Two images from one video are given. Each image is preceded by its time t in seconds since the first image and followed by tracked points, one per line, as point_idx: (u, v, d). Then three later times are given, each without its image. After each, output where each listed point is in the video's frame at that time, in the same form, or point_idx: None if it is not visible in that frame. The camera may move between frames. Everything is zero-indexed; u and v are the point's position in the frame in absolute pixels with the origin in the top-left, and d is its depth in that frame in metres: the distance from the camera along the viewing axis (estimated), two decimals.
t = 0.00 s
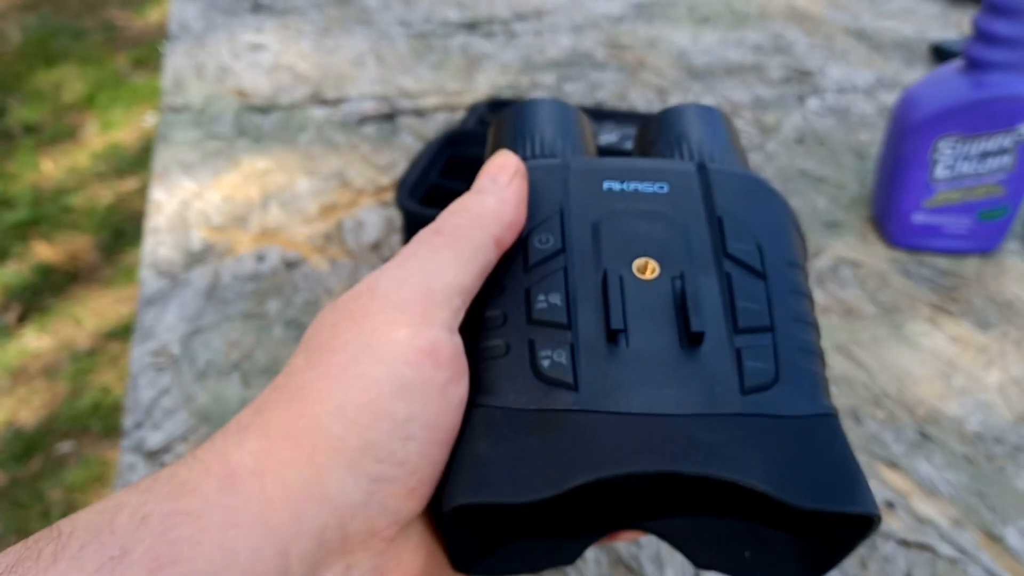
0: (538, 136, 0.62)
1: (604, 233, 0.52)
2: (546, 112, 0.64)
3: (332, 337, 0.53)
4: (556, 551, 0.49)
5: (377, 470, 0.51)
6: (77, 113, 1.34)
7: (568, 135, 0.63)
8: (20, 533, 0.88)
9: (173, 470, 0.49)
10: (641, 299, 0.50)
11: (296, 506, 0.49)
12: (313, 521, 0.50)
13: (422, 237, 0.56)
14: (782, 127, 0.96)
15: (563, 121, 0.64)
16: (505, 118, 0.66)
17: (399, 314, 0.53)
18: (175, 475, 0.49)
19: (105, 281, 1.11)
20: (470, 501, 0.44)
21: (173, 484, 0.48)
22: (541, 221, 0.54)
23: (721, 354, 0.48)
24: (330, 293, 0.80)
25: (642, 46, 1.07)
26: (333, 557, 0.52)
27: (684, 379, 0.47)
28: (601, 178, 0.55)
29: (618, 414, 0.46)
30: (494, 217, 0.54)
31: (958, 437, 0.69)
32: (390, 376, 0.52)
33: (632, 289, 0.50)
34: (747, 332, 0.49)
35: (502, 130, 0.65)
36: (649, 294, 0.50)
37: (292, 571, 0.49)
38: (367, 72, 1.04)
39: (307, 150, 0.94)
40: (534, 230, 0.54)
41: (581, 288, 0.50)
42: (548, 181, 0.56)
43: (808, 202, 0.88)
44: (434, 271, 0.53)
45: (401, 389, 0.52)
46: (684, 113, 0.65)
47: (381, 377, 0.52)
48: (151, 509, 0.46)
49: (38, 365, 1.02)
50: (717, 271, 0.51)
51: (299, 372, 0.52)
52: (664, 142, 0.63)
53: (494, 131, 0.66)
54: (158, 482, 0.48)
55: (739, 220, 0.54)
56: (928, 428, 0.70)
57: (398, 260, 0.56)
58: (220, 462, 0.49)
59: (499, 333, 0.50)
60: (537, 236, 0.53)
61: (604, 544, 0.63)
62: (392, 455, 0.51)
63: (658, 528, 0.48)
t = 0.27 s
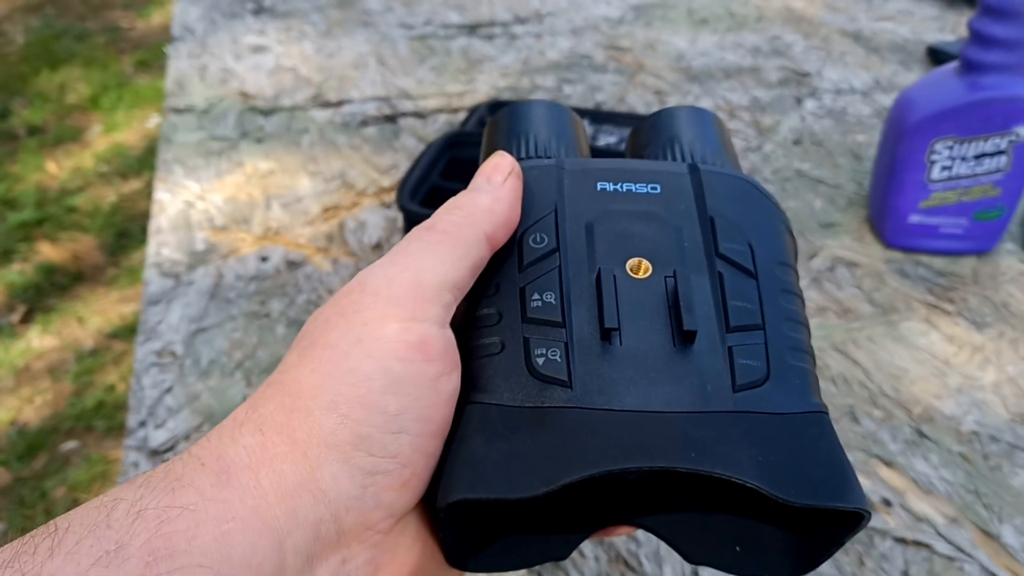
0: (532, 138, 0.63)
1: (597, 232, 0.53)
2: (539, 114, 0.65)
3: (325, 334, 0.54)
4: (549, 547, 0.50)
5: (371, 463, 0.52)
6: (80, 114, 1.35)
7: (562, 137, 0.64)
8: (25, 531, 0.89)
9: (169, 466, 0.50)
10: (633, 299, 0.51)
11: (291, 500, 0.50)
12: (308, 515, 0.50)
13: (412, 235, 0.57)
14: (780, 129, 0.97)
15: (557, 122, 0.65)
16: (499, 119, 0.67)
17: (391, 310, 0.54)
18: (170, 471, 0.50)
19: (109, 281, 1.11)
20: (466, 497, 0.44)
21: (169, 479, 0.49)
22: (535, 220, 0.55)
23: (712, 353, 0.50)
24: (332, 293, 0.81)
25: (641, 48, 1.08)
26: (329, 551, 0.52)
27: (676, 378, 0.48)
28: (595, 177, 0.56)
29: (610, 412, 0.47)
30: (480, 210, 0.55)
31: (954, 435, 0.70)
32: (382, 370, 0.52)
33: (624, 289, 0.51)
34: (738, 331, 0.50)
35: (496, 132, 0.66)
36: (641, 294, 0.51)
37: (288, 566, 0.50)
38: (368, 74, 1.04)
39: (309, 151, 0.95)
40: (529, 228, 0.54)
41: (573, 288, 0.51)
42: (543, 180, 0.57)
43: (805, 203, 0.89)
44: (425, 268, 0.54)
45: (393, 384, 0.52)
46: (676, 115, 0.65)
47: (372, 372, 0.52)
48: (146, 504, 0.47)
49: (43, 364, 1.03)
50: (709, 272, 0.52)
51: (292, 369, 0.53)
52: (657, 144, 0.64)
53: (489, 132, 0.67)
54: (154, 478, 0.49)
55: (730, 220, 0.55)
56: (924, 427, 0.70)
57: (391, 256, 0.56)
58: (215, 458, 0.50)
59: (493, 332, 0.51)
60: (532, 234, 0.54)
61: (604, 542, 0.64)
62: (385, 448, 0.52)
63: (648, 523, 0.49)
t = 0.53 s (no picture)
0: (520, 124, 0.61)
1: (588, 233, 0.54)
2: (523, 98, 0.63)
3: (328, 324, 0.53)
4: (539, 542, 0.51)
5: (371, 455, 0.52)
6: (82, 115, 1.36)
7: (548, 124, 0.62)
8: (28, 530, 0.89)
9: (166, 455, 0.50)
10: (626, 301, 0.51)
11: (288, 491, 0.50)
12: (307, 504, 0.50)
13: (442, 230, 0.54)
14: (779, 129, 0.97)
15: (544, 109, 0.63)
16: (481, 99, 0.64)
17: (399, 306, 0.52)
18: (166, 461, 0.50)
19: (111, 281, 1.12)
20: (471, 512, 0.45)
21: (163, 469, 0.49)
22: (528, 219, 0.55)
23: (707, 360, 0.50)
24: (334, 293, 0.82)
25: (641, 49, 1.08)
26: (327, 539, 0.52)
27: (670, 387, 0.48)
28: (585, 174, 0.56)
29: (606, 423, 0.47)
30: (518, 225, 0.51)
31: (952, 434, 0.70)
32: (387, 366, 0.52)
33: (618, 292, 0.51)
34: (729, 337, 0.51)
35: (480, 113, 0.63)
36: (635, 297, 0.51)
37: (285, 556, 0.50)
38: (369, 74, 1.05)
39: (310, 152, 0.96)
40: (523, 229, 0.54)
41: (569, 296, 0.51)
42: (534, 175, 0.56)
43: (804, 204, 0.89)
44: (441, 270, 0.52)
45: (396, 378, 0.52)
46: (661, 98, 0.64)
47: (375, 366, 0.52)
48: (139, 496, 0.48)
49: (45, 364, 1.04)
50: (702, 275, 0.52)
51: (294, 358, 0.52)
52: (643, 130, 0.63)
53: (471, 112, 0.64)
54: (149, 468, 0.49)
55: (719, 217, 0.55)
56: (922, 426, 0.71)
57: (409, 249, 0.55)
58: (211, 448, 0.50)
59: (493, 340, 0.51)
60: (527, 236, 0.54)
61: (603, 540, 0.64)
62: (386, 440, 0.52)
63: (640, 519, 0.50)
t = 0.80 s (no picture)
0: (521, 144, 0.59)
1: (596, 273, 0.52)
2: (526, 116, 0.62)
3: (367, 326, 0.49)
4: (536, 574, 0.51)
5: (401, 461, 0.49)
6: (78, 113, 1.35)
7: (550, 145, 0.60)
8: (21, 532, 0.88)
9: (192, 452, 0.49)
10: (635, 348, 0.50)
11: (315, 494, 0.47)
12: (332, 506, 0.48)
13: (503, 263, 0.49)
14: (781, 128, 0.96)
15: (545, 128, 0.61)
16: (481, 117, 0.63)
17: (439, 323, 0.49)
18: (190, 460, 0.48)
19: (106, 281, 1.11)
20: None
21: (188, 469, 0.48)
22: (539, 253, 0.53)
23: (714, 406, 0.49)
24: (330, 293, 0.81)
25: (642, 47, 1.07)
26: (352, 537, 0.50)
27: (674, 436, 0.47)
28: (594, 204, 0.54)
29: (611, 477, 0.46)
30: (578, 311, 0.48)
31: (956, 436, 0.69)
32: (423, 376, 0.49)
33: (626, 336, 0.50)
34: (734, 382, 0.50)
35: (480, 132, 0.62)
36: (642, 342, 0.50)
37: (309, 555, 0.48)
38: (367, 72, 1.04)
39: (307, 150, 0.95)
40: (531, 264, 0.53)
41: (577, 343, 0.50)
42: (542, 206, 0.54)
43: (807, 203, 0.88)
44: (489, 308, 0.48)
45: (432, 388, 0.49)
46: (663, 120, 0.63)
47: (412, 377, 0.49)
48: (164, 495, 0.47)
49: (39, 364, 1.02)
50: (708, 315, 0.51)
51: (326, 360, 0.49)
52: (644, 152, 0.62)
53: (471, 130, 0.63)
54: (176, 469, 0.48)
55: (725, 255, 0.53)
56: (927, 428, 0.70)
57: (465, 269, 0.50)
58: (237, 448, 0.48)
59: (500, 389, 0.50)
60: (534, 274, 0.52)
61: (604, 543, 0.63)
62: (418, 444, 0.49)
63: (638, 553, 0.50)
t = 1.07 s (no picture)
0: (508, 144, 0.58)
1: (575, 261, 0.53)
2: (512, 116, 0.60)
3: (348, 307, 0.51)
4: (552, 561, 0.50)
5: (396, 436, 0.51)
6: (79, 113, 1.35)
7: (537, 143, 0.59)
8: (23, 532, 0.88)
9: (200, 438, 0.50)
10: (617, 333, 0.50)
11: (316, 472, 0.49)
12: (336, 484, 0.50)
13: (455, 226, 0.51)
14: (781, 128, 0.96)
15: (531, 126, 0.60)
16: (464, 119, 0.62)
17: (412, 297, 0.49)
18: (199, 444, 0.49)
19: (107, 281, 1.11)
20: (475, 561, 0.45)
21: (198, 451, 0.49)
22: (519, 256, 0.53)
23: (699, 381, 0.49)
24: (331, 293, 0.81)
25: (642, 47, 1.07)
26: (357, 516, 0.51)
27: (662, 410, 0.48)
28: (566, 197, 0.54)
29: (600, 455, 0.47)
30: (543, 255, 0.49)
31: (956, 436, 0.70)
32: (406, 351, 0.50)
33: (607, 322, 0.50)
34: (722, 354, 0.49)
35: (464, 135, 0.60)
36: (624, 325, 0.50)
37: (318, 532, 0.49)
38: (367, 73, 1.04)
39: (308, 151, 0.95)
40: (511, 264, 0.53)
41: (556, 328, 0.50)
42: (517, 205, 0.54)
43: (807, 203, 0.89)
44: (454, 265, 0.49)
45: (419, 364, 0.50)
46: (649, 101, 0.62)
47: (394, 348, 0.50)
48: (176, 475, 0.48)
49: (40, 364, 1.03)
50: (690, 290, 0.51)
51: (317, 344, 0.51)
52: (630, 137, 0.61)
53: (455, 131, 0.62)
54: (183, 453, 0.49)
55: (705, 226, 0.53)
56: (926, 428, 0.70)
57: (428, 235, 0.51)
58: (242, 431, 0.49)
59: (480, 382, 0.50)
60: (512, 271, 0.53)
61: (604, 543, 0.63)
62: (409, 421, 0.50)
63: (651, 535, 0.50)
